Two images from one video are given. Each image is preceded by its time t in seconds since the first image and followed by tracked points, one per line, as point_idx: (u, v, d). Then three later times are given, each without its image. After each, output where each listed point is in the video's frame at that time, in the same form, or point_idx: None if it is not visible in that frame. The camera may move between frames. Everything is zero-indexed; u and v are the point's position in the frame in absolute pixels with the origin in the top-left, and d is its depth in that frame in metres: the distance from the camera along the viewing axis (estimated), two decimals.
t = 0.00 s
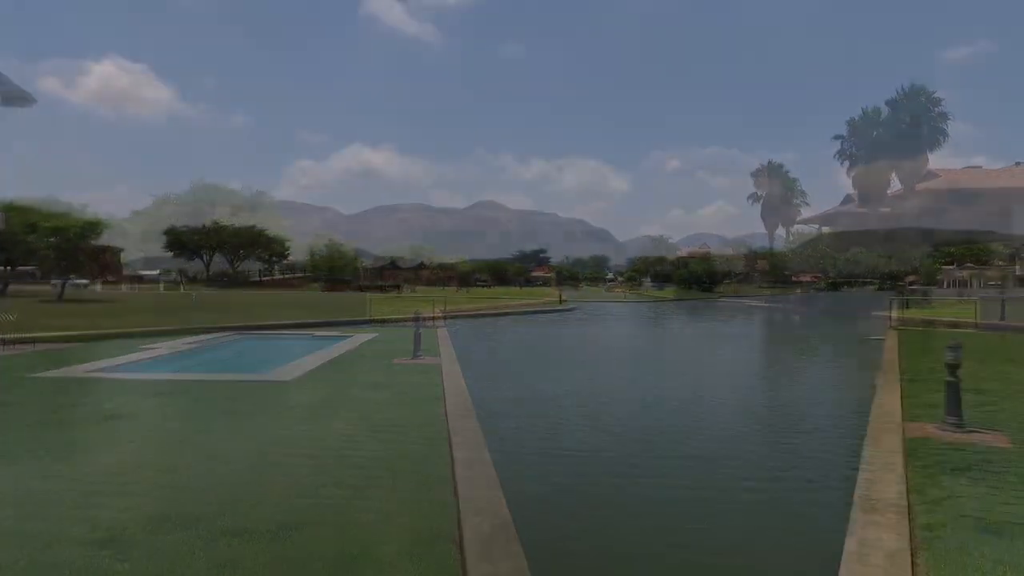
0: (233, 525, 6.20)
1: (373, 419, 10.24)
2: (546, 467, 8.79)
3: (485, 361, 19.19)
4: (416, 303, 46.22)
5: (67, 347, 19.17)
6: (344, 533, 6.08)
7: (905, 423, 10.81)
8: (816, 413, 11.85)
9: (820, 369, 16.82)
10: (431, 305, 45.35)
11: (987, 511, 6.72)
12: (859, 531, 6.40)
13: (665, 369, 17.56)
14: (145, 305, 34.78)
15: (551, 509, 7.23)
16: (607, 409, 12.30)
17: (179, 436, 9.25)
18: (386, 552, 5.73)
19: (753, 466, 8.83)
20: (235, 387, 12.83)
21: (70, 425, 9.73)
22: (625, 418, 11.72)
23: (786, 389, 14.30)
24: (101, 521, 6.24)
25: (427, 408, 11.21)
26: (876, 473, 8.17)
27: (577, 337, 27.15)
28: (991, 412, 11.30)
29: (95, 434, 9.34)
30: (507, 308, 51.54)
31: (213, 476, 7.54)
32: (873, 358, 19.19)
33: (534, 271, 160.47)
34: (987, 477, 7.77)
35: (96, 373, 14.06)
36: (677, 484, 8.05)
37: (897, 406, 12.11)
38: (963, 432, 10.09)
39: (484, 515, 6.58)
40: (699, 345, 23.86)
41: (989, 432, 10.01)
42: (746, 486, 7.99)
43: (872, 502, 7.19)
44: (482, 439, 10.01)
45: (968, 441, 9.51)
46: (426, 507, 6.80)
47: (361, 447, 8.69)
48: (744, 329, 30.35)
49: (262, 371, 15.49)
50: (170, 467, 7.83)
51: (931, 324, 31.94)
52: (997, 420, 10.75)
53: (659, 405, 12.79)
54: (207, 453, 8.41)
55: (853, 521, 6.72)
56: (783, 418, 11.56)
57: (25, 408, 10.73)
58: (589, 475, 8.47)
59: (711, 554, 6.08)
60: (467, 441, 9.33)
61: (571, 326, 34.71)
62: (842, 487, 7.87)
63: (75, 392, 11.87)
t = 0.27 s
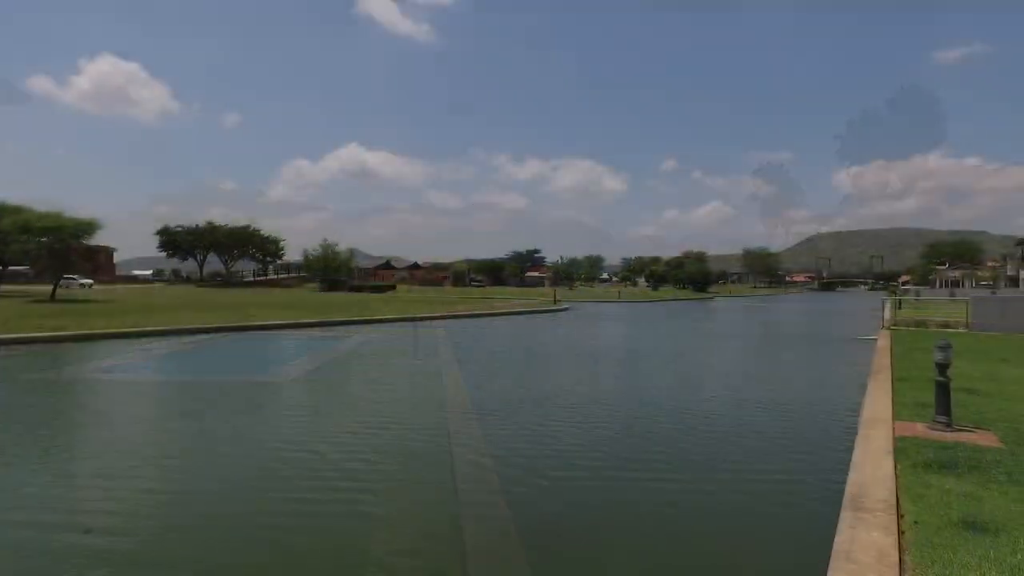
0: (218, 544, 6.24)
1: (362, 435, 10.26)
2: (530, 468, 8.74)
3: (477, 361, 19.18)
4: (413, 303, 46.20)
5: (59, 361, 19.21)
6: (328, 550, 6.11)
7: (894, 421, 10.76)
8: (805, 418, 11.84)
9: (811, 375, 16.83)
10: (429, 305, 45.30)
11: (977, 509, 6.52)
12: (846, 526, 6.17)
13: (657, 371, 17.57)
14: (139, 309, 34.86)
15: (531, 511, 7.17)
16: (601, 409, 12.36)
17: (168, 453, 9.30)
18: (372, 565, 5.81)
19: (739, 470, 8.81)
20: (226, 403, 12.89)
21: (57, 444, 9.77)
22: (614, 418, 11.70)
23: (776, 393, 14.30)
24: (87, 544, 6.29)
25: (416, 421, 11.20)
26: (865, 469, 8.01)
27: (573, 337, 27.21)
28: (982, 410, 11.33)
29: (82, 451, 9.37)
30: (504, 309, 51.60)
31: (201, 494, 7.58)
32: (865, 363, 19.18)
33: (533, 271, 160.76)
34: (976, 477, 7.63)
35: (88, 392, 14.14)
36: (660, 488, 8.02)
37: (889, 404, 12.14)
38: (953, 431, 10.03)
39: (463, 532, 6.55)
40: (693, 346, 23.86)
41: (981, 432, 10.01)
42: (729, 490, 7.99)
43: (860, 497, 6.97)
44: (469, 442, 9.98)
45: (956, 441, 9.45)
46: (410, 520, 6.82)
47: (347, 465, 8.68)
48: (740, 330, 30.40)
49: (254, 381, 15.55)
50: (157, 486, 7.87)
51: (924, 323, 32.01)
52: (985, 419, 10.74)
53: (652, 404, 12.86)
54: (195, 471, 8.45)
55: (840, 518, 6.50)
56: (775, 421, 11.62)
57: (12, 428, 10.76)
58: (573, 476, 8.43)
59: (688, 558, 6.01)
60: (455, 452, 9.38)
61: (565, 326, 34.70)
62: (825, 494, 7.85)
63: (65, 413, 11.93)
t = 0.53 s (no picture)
0: (213, 545, 6.30)
1: (357, 435, 10.33)
2: (525, 467, 8.82)
3: (473, 361, 19.26)
4: (408, 304, 46.26)
5: (53, 361, 19.22)
6: (324, 550, 6.19)
7: (885, 421, 10.89)
8: (797, 419, 11.96)
9: (805, 376, 16.96)
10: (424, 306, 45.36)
11: (965, 508, 6.62)
12: (838, 525, 6.25)
13: (651, 370, 17.69)
14: (134, 309, 34.87)
15: (526, 510, 7.25)
16: (596, 409, 12.47)
17: (164, 453, 9.36)
18: (370, 565, 5.88)
19: (733, 469, 8.92)
20: (223, 403, 12.95)
21: (53, 444, 9.80)
22: (608, 417, 11.78)
23: (769, 393, 14.42)
24: (82, 545, 6.34)
25: (411, 421, 11.27)
26: (857, 468, 8.11)
27: (569, 337, 27.33)
28: (972, 410, 11.47)
29: (81, 451, 9.44)
30: (499, 309, 51.68)
31: (196, 495, 7.64)
32: (857, 363, 19.34)
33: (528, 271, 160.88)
34: (965, 476, 7.74)
35: (82, 391, 14.17)
36: (653, 487, 8.11)
37: (881, 404, 12.26)
38: (943, 431, 10.16)
39: (459, 534, 6.63)
40: (687, 346, 23.99)
41: (971, 431, 10.14)
42: (722, 488, 8.08)
43: (852, 496, 7.05)
44: (464, 441, 10.05)
45: (947, 440, 9.57)
46: (407, 521, 6.90)
47: (343, 466, 8.75)
48: (735, 330, 30.56)
49: (249, 380, 15.60)
50: (153, 487, 7.92)
51: (915, 324, 32.27)
52: (975, 419, 10.87)
53: (647, 404, 12.97)
54: (191, 471, 8.52)
55: (831, 517, 6.58)
56: (769, 420, 11.73)
57: (8, 428, 10.80)
58: (568, 475, 8.51)
59: (681, 557, 6.11)
60: (452, 452, 9.46)
61: (560, 325, 34.81)
62: (817, 494, 7.96)
63: (60, 413, 11.96)
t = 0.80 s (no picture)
0: (205, 544, 6.29)
1: (351, 434, 10.35)
2: (519, 466, 8.84)
3: (467, 360, 19.29)
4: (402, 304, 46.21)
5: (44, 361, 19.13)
6: (318, 550, 6.18)
7: (875, 420, 10.96)
8: (789, 418, 12.03)
9: (797, 375, 17.04)
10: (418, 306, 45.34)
11: (953, 505, 6.69)
12: (827, 523, 6.30)
13: (644, 369, 17.75)
14: (127, 309, 34.77)
15: (518, 509, 7.26)
16: (590, 408, 12.50)
17: (157, 452, 9.34)
18: (363, 563, 5.91)
19: (725, 467, 8.97)
20: (216, 402, 12.94)
21: (44, 443, 9.76)
22: (602, 417, 11.81)
23: (761, 392, 14.50)
24: (72, 543, 6.33)
25: (406, 420, 11.27)
26: (847, 467, 8.18)
27: (562, 337, 27.39)
28: (961, 409, 11.56)
29: (73, 450, 9.43)
30: (493, 309, 51.69)
31: (188, 494, 7.62)
32: (849, 363, 19.44)
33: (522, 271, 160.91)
34: (954, 475, 7.81)
35: (74, 391, 14.13)
36: (647, 486, 8.13)
37: (871, 403, 12.34)
38: (932, 429, 10.25)
39: (453, 532, 6.65)
40: (680, 345, 24.06)
41: (959, 430, 10.22)
42: (714, 487, 8.13)
43: (842, 494, 7.11)
44: (459, 439, 10.06)
45: (936, 439, 9.66)
46: (402, 519, 6.92)
47: (338, 465, 8.74)
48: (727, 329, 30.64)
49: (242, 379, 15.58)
50: (145, 486, 7.91)
51: (907, 323, 32.45)
52: (965, 417, 10.96)
53: (640, 403, 13.01)
54: (183, 469, 8.51)
55: (822, 515, 6.63)
56: (761, 419, 11.79)
57: None
58: (561, 473, 8.54)
59: (674, 555, 6.16)
60: (446, 450, 9.48)
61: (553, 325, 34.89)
62: (808, 492, 8.01)
63: (51, 413, 11.90)
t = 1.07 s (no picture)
0: (202, 543, 6.38)
1: (346, 433, 10.43)
2: (513, 465, 8.94)
3: (459, 359, 19.39)
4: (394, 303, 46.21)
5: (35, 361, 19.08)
6: (317, 548, 6.28)
7: (864, 419, 11.13)
8: (779, 417, 12.18)
9: (788, 374, 17.20)
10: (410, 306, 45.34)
11: (938, 503, 6.85)
12: (816, 520, 6.44)
13: (636, 369, 17.89)
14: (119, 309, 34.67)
15: (513, 507, 7.37)
16: (583, 407, 12.62)
17: (152, 451, 9.40)
18: (361, 561, 6.01)
19: (717, 466, 9.09)
20: (211, 401, 12.97)
21: (40, 443, 9.79)
22: (595, 416, 11.93)
23: (752, 391, 14.65)
24: (70, 542, 6.40)
25: (400, 420, 11.36)
26: (835, 465, 8.32)
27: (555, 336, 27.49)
28: (948, 408, 11.74)
29: (69, 449, 9.46)
30: (486, 308, 51.74)
31: (184, 493, 7.69)
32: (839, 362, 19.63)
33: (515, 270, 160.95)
34: (939, 473, 7.98)
35: (68, 391, 14.14)
36: (639, 484, 8.25)
37: (860, 403, 12.51)
38: (919, 428, 10.43)
39: (449, 529, 6.76)
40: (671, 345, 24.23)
41: (946, 429, 10.40)
42: (705, 485, 8.26)
43: (830, 492, 7.26)
44: (453, 438, 10.16)
45: (922, 437, 9.83)
46: (398, 518, 7.02)
47: (334, 464, 8.82)
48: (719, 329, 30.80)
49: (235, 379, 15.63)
50: (141, 485, 7.97)
51: (896, 323, 32.73)
52: (951, 416, 11.14)
53: (632, 402, 13.14)
54: (178, 468, 8.58)
55: (810, 513, 6.77)
56: (752, 418, 11.93)
57: None
58: (554, 472, 8.65)
59: (666, 552, 6.28)
60: (440, 449, 9.58)
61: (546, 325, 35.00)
62: (798, 490, 8.16)
63: (45, 413, 11.92)
